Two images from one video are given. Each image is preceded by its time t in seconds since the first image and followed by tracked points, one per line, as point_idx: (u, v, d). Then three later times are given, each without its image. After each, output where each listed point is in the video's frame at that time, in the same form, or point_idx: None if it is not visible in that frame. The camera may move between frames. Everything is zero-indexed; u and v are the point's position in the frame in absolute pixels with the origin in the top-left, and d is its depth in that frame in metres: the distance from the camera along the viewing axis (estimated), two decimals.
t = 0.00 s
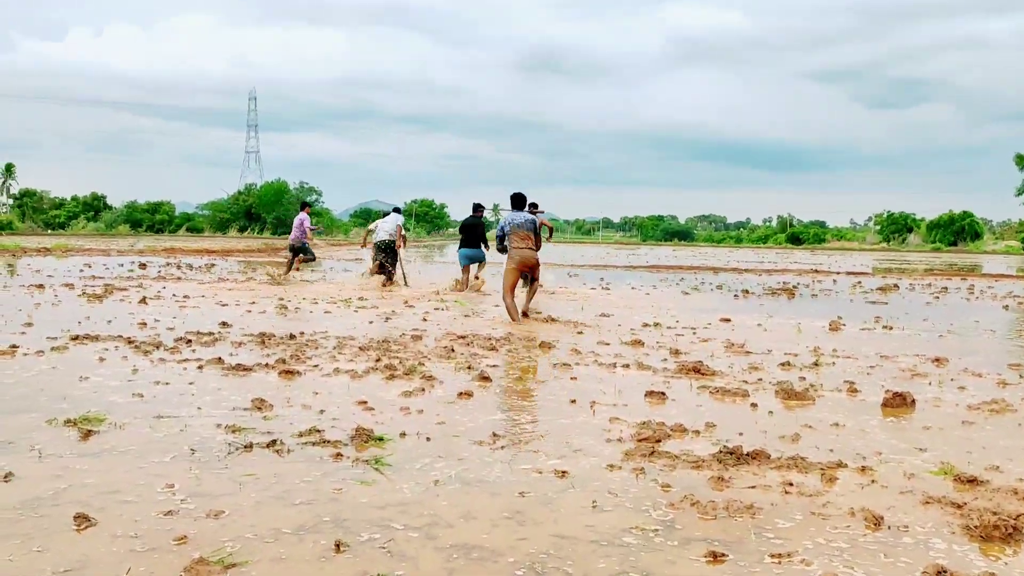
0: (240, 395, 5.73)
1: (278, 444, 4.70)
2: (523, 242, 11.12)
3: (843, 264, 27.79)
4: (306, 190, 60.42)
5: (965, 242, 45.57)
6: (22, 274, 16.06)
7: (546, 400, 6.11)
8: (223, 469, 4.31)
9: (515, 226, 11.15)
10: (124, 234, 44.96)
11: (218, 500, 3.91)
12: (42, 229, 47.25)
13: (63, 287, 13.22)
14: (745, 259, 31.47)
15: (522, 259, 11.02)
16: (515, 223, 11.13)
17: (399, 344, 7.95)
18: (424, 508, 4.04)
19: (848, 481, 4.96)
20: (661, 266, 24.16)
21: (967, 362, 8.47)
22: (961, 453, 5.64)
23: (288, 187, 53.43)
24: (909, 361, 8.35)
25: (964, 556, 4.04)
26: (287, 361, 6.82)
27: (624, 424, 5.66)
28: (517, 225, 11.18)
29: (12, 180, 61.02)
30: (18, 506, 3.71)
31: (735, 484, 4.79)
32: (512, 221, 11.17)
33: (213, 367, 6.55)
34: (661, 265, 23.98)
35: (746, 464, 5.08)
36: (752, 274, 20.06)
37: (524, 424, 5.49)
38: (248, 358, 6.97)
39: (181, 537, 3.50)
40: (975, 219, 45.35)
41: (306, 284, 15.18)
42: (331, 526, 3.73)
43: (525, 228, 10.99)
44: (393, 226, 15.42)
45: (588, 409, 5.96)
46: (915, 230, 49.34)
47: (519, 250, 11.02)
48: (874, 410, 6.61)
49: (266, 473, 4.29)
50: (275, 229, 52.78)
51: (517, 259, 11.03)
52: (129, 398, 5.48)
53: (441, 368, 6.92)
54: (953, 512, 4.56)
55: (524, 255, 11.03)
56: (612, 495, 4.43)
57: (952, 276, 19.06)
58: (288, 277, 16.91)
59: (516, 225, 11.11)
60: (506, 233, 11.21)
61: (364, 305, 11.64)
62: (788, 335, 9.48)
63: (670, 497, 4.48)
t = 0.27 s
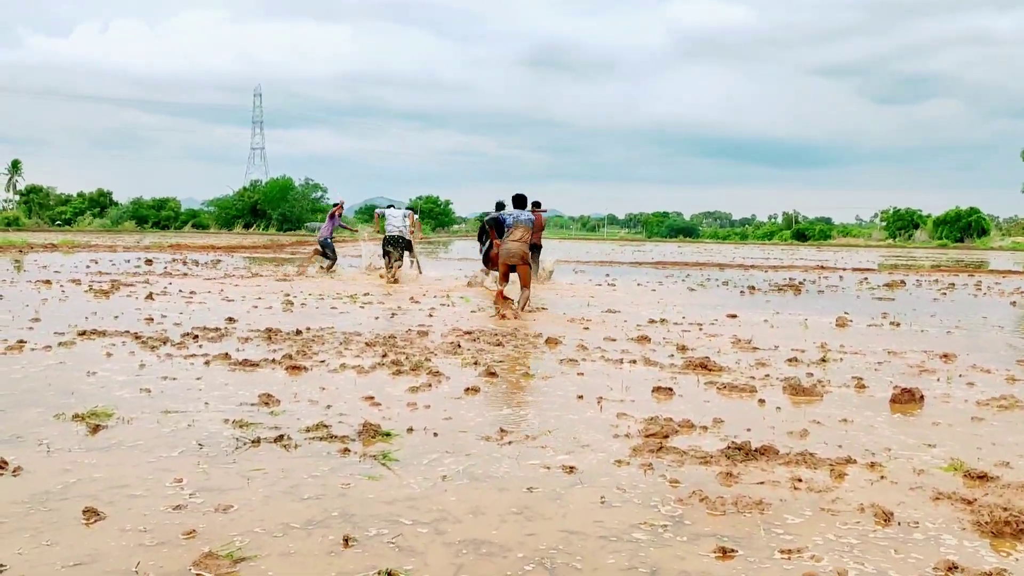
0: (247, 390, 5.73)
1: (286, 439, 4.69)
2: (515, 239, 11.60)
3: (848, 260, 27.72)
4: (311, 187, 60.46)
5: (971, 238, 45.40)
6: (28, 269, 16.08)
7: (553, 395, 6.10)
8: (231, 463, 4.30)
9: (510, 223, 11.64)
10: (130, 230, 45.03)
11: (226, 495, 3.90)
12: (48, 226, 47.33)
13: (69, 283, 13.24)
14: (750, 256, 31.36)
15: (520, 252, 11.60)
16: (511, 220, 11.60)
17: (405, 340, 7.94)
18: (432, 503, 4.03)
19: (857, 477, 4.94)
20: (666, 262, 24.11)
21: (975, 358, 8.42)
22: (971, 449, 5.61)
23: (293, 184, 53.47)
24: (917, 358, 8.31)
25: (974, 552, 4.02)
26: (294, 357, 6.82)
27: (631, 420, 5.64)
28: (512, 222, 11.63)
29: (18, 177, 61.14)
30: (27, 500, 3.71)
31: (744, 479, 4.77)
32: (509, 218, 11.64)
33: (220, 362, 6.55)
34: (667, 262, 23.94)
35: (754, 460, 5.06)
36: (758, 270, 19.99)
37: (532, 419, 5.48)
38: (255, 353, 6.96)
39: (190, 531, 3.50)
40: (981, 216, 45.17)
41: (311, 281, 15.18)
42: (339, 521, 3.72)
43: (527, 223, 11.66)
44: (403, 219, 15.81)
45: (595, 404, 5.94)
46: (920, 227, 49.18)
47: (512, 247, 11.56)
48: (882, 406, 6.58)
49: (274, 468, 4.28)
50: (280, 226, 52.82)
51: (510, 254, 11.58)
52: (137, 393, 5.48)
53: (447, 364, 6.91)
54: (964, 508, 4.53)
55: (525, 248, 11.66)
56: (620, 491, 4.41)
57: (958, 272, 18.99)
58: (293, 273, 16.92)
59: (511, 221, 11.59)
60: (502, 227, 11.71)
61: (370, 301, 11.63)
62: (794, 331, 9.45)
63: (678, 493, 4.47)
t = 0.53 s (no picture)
0: (250, 389, 5.72)
1: (289, 438, 4.69)
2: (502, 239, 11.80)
3: (853, 258, 27.66)
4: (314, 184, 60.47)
5: (975, 237, 45.29)
6: (33, 267, 16.11)
7: (556, 395, 6.09)
8: (235, 462, 4.30)
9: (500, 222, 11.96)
10: (134, 227, 45.03)
11: (229, 494, 3.90)
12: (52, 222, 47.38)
13: (74, 281, 13.25)
14: (755, 254, 31.33)
15: (518, 247, 11.87)
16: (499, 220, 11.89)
17: (408, 338, 7.93)
18: (436, 503, 4.03)
19: (861, 478, 4.93)
20: (669, 261, 24.10)
21: (980, 358, 8.41)
22: (975, 450, 5.60)
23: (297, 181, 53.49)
24: (921, 357, 8.29)
25: (979, 553, 4.00)
26: (297, 355, 6.82)
27: (634, 419, 5.63)
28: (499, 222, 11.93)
29: (23, 174, 61.22)
30: (31, 499, 3.71)
31: (747, 480, 4.76)
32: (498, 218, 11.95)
33: (223, 360, 6.55)
34: (670, 261, 23.92)
35: (758, 460, 5.06)
36: (762, 269, 19.96)
37: (535, 419, 5.48)
38: (258, 352, 6.97)
39: (193, 530, 3.50)
40: (985, 214, 45.03)
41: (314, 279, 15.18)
42: (342, 520, 3.72)
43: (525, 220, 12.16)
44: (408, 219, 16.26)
45: (598, 404, 5.94)
46: (924, 225, 49.07)
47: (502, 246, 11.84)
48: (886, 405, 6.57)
49: (277, 467, 4.28)
50: (283, 223, 52.83)
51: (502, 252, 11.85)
52: (140, 392, 5.48)
53: (450, 363, 6.91)
54: (968, 510, 4.52)
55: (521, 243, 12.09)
56: (624, 491, 4.41)
57: (962, 271, 18.95)
58: (297, 271, 16.93)
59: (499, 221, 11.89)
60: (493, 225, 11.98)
61: (373, 299, 11.63)
62: (798, 331, 9.45)
63: (682, 493, 4.46)
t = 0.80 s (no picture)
0: (252, 387, 5.72)
1: (290, 437, 4.68)
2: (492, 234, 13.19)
3: (855, 258, 27.63)
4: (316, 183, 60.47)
5: (977, 238, 45.24)
6: (35, 265, 16.13)
7: (557, 394, 6.08)
8: (236, 461, 4.30)
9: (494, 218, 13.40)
10: (136, 225, 45.08)
11: (230, 493, 3.90)
12: (55, 221, 47.45)
13: (76, 278, 13.25)
14: (757, 254, 31.31)
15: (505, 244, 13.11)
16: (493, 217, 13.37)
17: (409, 337, 7.92)
18: (438, 502, 4.02)
19: (863, 478, 4.92)
20: (671, 260, 24.07)
21: (982, 359, 8.39)
22: (977, 451, 5.58)
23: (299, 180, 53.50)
24: (924, 358, 8.28)
25: (982, 555, 3.99)
26: (299, 354, 6.82)
27: (636, 419, 5.62)
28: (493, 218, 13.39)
29: (25, 172, 61.29)
30: (32, 497, 3.71)
31: (749, 480, 4.75)
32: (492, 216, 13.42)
33: (225, 359, 6.55)
34: (672, 260, 23.90)
35: (760, 461, 5.05)
36: (764, 269, 19.90)
37: (536, 418, 5.47)
38: (260, 350, 6.97)
39: (194, 529, 3.49)
40: (987, 215, 44.97)
41: (316, 278, 15.18)
42: (343, 519, 3.71)
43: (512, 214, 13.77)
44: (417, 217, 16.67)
45: (600, 404, 5.93)
46: (927, 226, 49.02)
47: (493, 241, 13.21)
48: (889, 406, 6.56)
49: (279, 466, 4.27)
50: (285, 222, 52.86)
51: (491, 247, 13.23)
52: (141, 389, 5.48)
53: (452, 362, 6.90)
54: (971, 511, 4.50)
55: (509, 238, 13.51)
56: (625, 491, 4.40)
57: (964, 271, 18.92)
58: (298, 270, 16.92)
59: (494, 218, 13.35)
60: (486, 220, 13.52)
61: (375, 298, 11.62)
62: (800, 331, 9.43)
63: (684, 493, 4.45)
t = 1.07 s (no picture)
0: (252, 386, 5.72)
1: (291, 436, 4.68)
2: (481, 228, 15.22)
3: (855, 259, 27.65)
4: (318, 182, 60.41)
5: (977, 240, 45.23)
6: (35, 263, 16.12)
7: (558, 394, 6.08)
8: (236, 460, 4.30)
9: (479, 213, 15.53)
10: (137, 224, 45.07)
11: (230, 492, 3.89)
12: (56, 219, 47.45)
13: (76, 277, 13.24)
14: (757, 255, 31.33)
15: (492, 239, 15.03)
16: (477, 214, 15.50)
17: (410, 337, 7.92)
18: (438, 502, 4.02)
19: (863, 480, 4.91)
20: (671, 261, 24.05)
21: (982, 361, 8.39)
22: (978, 453, 5.57)
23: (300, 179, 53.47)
24: (925, 360, 8.27)
25: (982, 557, 3.98)
26: (299, 353, 6.81)
27: (636, 420, 5.62)
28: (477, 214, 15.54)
29: (26, 170, 61.30)
30: (32, 495, 3.71)
31: (749, 481, 4.74)
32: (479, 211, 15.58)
33: (225, 358, 6.55)
34: (673, 261, 23.86)
35: (761, 462, 5.04)
36: (765, 269, 19.94)
37: (537, 418, 5.47)
38: (260, 349, 6.96)
39: (194, 529, 3.49)
40: (988, 217, 44.94)
41: (317, 277, 15.18)
42: (343, 519, 3.71)
43: (497, 211, 15.63)
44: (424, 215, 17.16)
45: (601, 404, 5.92)
46: (927, 227, 49.02)
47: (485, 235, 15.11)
48: (889, 408, 6.55)
49: (279, 465, 4.27)
50: (286, 221, 52.85)
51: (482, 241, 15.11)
52: (141, 388, 5.47)
53: (452, 362, 6.90)
54: (971, 513, 4.50)
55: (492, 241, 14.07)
56: (625, 492, 4.40)
57: (965, 273, 18.93)
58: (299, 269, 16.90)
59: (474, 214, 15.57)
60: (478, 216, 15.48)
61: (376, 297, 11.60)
62: (801, 332, 9.43)
63: (684, 495, 4.45)
